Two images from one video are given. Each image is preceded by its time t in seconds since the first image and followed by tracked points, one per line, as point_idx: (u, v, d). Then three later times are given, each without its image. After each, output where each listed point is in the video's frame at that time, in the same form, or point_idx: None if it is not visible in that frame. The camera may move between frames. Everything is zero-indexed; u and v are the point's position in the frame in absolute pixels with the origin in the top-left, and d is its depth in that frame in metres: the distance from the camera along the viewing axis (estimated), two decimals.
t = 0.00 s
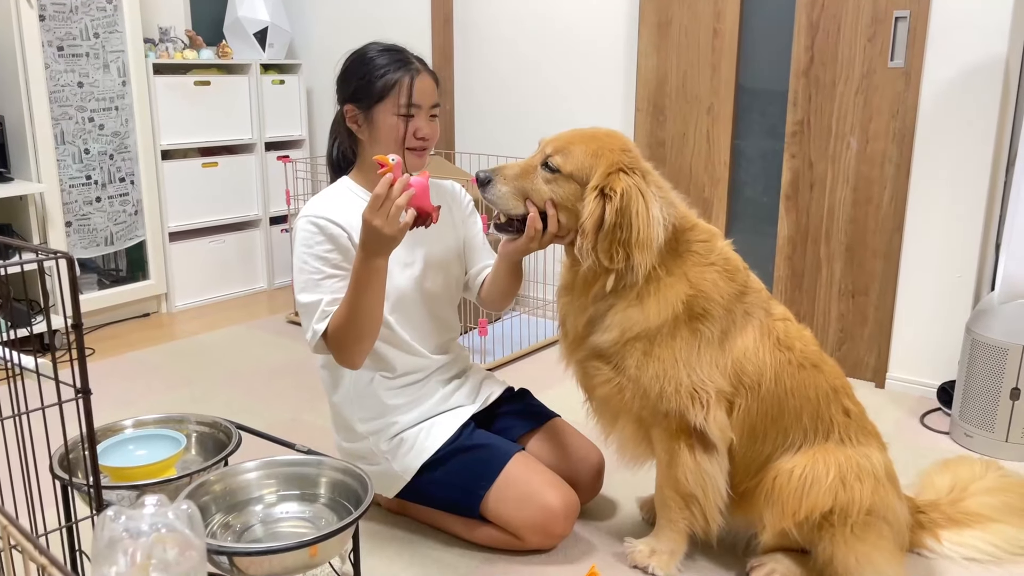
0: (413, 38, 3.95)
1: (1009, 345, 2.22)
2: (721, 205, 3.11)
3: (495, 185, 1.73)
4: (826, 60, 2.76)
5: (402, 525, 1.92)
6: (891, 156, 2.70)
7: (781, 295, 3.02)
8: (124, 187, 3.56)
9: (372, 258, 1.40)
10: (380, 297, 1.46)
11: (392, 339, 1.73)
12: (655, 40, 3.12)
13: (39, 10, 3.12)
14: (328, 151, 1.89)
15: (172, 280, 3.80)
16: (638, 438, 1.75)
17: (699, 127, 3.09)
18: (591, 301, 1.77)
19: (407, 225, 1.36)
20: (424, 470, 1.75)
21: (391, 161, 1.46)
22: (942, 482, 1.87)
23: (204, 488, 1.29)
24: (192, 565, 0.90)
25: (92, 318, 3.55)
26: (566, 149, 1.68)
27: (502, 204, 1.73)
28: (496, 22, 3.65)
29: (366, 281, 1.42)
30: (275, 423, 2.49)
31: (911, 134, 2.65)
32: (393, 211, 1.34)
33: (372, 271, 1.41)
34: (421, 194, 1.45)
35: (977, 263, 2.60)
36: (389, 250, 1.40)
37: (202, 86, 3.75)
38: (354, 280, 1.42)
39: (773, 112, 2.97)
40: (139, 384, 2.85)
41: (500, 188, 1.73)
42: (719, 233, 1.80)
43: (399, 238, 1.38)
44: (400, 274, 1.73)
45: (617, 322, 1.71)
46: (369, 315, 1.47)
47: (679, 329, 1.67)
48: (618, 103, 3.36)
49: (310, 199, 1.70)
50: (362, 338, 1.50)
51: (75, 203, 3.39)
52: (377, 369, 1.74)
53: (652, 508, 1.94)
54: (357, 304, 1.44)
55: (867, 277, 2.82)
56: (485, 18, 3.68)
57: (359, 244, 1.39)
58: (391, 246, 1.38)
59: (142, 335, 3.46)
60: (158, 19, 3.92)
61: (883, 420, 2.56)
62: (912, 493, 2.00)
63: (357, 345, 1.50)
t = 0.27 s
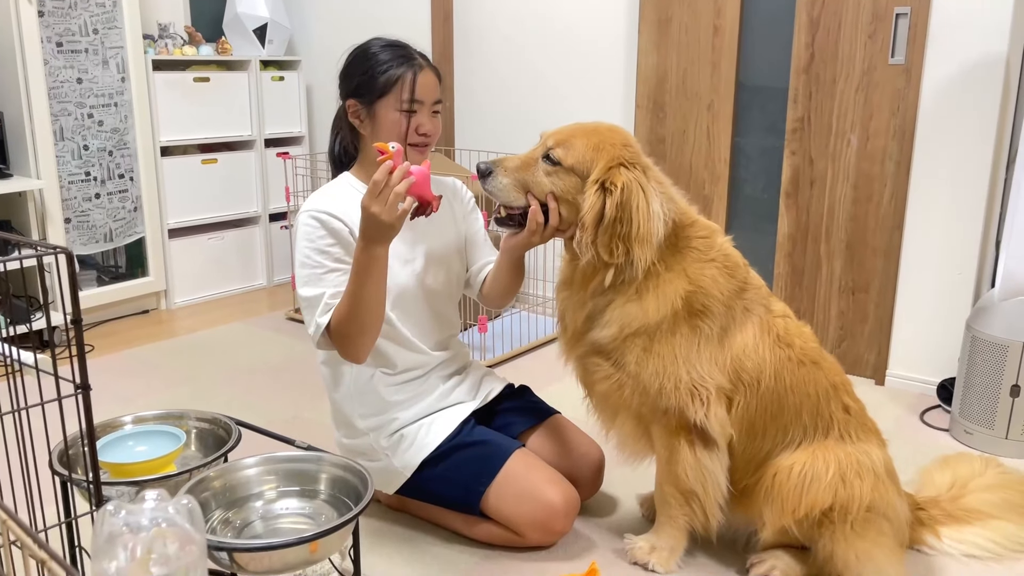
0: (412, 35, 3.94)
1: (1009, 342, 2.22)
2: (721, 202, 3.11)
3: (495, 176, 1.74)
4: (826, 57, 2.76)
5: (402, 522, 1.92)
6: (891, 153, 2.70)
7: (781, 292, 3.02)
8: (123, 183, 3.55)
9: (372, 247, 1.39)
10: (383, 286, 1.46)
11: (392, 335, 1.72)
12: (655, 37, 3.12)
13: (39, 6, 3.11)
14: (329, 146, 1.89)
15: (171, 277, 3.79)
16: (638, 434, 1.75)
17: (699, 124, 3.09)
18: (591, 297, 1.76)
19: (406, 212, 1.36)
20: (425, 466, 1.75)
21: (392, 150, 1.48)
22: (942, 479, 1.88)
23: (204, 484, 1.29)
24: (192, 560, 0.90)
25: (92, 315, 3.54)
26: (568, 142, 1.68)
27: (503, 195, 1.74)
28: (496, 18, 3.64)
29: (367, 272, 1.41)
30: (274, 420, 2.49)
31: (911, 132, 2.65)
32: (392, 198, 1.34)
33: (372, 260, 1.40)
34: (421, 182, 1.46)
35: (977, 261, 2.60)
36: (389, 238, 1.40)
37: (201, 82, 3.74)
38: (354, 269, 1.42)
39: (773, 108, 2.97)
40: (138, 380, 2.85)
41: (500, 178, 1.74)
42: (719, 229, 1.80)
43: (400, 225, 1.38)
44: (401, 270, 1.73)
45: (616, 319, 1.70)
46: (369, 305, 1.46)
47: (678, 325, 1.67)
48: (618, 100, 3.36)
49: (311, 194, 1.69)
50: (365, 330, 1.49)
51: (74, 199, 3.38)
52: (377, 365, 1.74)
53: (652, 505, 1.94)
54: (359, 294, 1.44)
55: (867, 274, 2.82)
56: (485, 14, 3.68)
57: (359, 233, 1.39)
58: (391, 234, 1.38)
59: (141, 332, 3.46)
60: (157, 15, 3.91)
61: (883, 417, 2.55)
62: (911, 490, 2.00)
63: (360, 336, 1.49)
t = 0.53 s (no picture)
0: (412, 32, 3.94)
1: (1009, 340, 2.22)
2: (721, 200, 3.10)
3: (496, 174, 1.74)
4: (826, 55, 2.76)
5: (402, 520, 1.92)
6: (892, 151, 2.70)
7: (781, 290, 3.01)
8: (123, 181, 3.55)
9: (372, 249, 1.39)
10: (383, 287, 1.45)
11: (392, 334, 1.72)
12: (655, 34, 3.12)
13: (38, 3, 3.11)
14: (330, 144, 1.88)
15: (171, 275, 3.79)
16: (638, 432, 1.75)
17: (700, 122, 3.08)
18: (591, 295, 1.76)
19: (408, 216, 1.35)
20: (425, 464, 1.75)
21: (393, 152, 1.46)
22: (942, 477, 1.88)
23: (205, 481, 1.28)
24: (194, 557, 0.90)
25: (91, 312, 3.54)
26: (569, 140, 1.68)
27: (504, 193, 1.74)
28: (496, 16, 3.64)
29: (367, 273, 1.41)
30: (274, 418, 2.49)
31: (912, 130, 2.65)
32: (394, 202, 1.33)
33: (373, 262, 1.40)
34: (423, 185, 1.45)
35: (977, 259, 2.60)
36: (390, 241, 1.39)
37: (201, 80, 3.74)
38: (355, 271, 1.42)
39: (773, 106, 2.97)
40: (138, 378, 2.84)
41: (501, 176, 1.74)
42: (720, 227, 1.80)
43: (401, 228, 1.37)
44: (401, 269, 1.73)
45: (617, 316, 1.70)
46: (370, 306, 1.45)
47: (679, 322, 1.67)
48: (619, 97, 3.35)
49: (310, 192, 1.69)
50: (365, 331, 1.49)
51: (74, 196, 3.38)
52: (378, 363, 1.74)
53: (652, 503, 1.94)
54: (360, 295, 1.44)
55: (867, 272, 2.82)
56: (485, 12, 3.67)
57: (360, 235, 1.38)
58: (393, 237, 1.38)
59: (141, 329, 3.45)
60: (157, 13, 3.90)
61: (883, 415, 2.55)
62: (911, 488, 2.00)
63: (359, 337, 1.49)
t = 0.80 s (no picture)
0: (412, 31, 3.93)
1: (1009, 338, 2.22)
2: (721, 199, 3.10)
3: (495, 174, 1.74)
4: (826, 53, 2.75)
5: (402, 518, 1.92)
6: (892, 149, 2.70)
7: (781, 288, 3.01)
8: (122, 179, 3.55)
9: (372, 247, 1.38)
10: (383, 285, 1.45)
11: (391, 332, 1.72)
12: (655, 33, 3.11)
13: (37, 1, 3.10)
14: (328, 142, 1.88)
15: (171, 273, 3.79)
16: (638, 430, 1.75)
17: (700, 120, 3.08)
18: (591, 293, 1.76)
19: (407, 214, 1.35)
20: (424, 462, 1.74)
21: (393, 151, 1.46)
22: (942, 475, 1.88)
23: (204, 479, 1.28)
24: (193, 555, 0.90)
25: (91, 311, 3.54)
26: (568, 139, 1.68)
27: (503, 192, 1.74)
28: (495, 14, 3.63)
29: (366, 272, 1.41)
30: (274, 416, 2.48)
31: (911, 128, 2.65)
32: (393, 200, 1.33)
33: (372, 260, 1.39)
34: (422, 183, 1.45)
35: (977, 257, 2.60)
36: (389, 239, 1.39)
37: (201, 78, 3.74)
38: (354, 269, 1.41)
39: (773, 105, 2.97)
40: (138, 376, 2.84)
41: (500, 176, 1.73)
42: (719, 225, 1.80)
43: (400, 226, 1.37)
44: (401, 268, 1.73)
45: (617, 314, 1.70)
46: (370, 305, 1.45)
47: (679, 321, 1.67)
48: (618, 96, 3.35)
49: (310, 191, 1.69)
50: (364, 329, 1.49)
51: (73, 194, 3.38)
52: (377, 361, 1.74)
53: (652, 501, 1.94)
54: (360, 294, 1.43)
55: (867, 271, 2.82)
56: (484, 10, 3.67)
57: (359, 233, 1.38)
58: (392, 235, 1.37)
59: (140, 328, 3.45)
60: (156, 11, 3.90)
61: (882, 414, 2.56)
62: (911, 486, 2.00)
63: (358, 336, 1.49)
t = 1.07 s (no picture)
0: (411, 30, 3.93)
1: (1008, 338, 2.23)
2: (720, 198, 3.10)
3: (494, 171, 1.73)
4: (825, 53, 2.76)
5: (401, 517, 1.92)
6: (891, 149, 2.70)
7: (780, 288, 3.02)
8: (122, 178, 3.55)
9: (373, 227, 1.38)
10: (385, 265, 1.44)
11: (390, 331, 1.72)
12: (655, 32, 3.11)
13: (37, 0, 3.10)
14: (328, 141, 1.88)
15: (170, 273, 3.79)
16: (637, 430, 1.75)
17: (699, 120, 3.08)
18: (590, 293, 1.76)
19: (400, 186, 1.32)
20: (424, 462, 1.75)
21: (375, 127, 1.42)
22: (941, 474, 1.88)
23: (204, 479, 1.29)
24: (194, 554, 0.90)
25: (90, 310, 3.54)
26: (567, 138, 1.68)
27: (501, 190, 1.73)
28: (495, 14, 3.63)
29: (368, 252, 1.40)
30: (273, 415, 2.48)
31: (910, 127, 2.65)
32: (383, 174, 1.30)
33: (373, 240, 1.39)
34: (413, 153, 1.38)
35: (976, 257, 2.60)
36: (389, 216, 1.38)
37: (200, 78, 3.74)
38: (356, 251, 1.41)
39: (773, 104, 2.97)
40: (137, 376, 2.84)
41: (499, 174, 1.73)
42: (718, 225, 1.80)
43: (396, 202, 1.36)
44: (399, 268, 1.73)
45: (616, 314, 1.70)
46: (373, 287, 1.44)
47: (678, 320, 1.67)
48: (618, 95, 3.35)
49: (308, 188, 1.69)
50: (368, 313, 1.48)
51: (72, 194, 3.38)
52: (377, 360, 1.74)
53: (651, 500, 1.94)
54: (362, 274, 1.42)
55: (866, 270, 2.82)
56: (484, 10, 3.67)
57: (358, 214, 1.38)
58: (390, 211, 1.36)
59: (140, 327, 3.45)
60: (156, 10, 3.90)
61: (881, 413, 2.56)
62: (910, 485, 2.01)
63: (360, 321, 1.48)
